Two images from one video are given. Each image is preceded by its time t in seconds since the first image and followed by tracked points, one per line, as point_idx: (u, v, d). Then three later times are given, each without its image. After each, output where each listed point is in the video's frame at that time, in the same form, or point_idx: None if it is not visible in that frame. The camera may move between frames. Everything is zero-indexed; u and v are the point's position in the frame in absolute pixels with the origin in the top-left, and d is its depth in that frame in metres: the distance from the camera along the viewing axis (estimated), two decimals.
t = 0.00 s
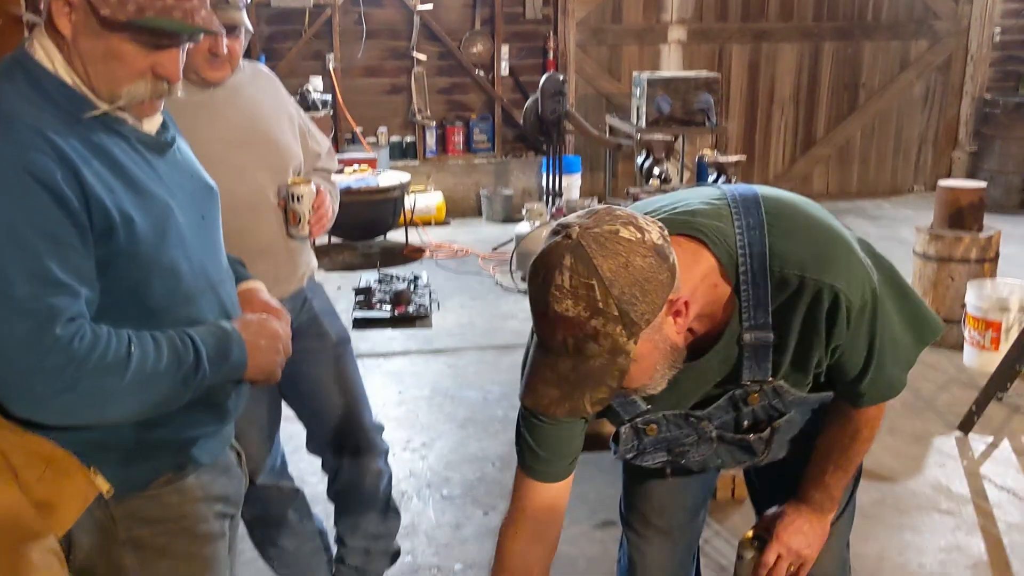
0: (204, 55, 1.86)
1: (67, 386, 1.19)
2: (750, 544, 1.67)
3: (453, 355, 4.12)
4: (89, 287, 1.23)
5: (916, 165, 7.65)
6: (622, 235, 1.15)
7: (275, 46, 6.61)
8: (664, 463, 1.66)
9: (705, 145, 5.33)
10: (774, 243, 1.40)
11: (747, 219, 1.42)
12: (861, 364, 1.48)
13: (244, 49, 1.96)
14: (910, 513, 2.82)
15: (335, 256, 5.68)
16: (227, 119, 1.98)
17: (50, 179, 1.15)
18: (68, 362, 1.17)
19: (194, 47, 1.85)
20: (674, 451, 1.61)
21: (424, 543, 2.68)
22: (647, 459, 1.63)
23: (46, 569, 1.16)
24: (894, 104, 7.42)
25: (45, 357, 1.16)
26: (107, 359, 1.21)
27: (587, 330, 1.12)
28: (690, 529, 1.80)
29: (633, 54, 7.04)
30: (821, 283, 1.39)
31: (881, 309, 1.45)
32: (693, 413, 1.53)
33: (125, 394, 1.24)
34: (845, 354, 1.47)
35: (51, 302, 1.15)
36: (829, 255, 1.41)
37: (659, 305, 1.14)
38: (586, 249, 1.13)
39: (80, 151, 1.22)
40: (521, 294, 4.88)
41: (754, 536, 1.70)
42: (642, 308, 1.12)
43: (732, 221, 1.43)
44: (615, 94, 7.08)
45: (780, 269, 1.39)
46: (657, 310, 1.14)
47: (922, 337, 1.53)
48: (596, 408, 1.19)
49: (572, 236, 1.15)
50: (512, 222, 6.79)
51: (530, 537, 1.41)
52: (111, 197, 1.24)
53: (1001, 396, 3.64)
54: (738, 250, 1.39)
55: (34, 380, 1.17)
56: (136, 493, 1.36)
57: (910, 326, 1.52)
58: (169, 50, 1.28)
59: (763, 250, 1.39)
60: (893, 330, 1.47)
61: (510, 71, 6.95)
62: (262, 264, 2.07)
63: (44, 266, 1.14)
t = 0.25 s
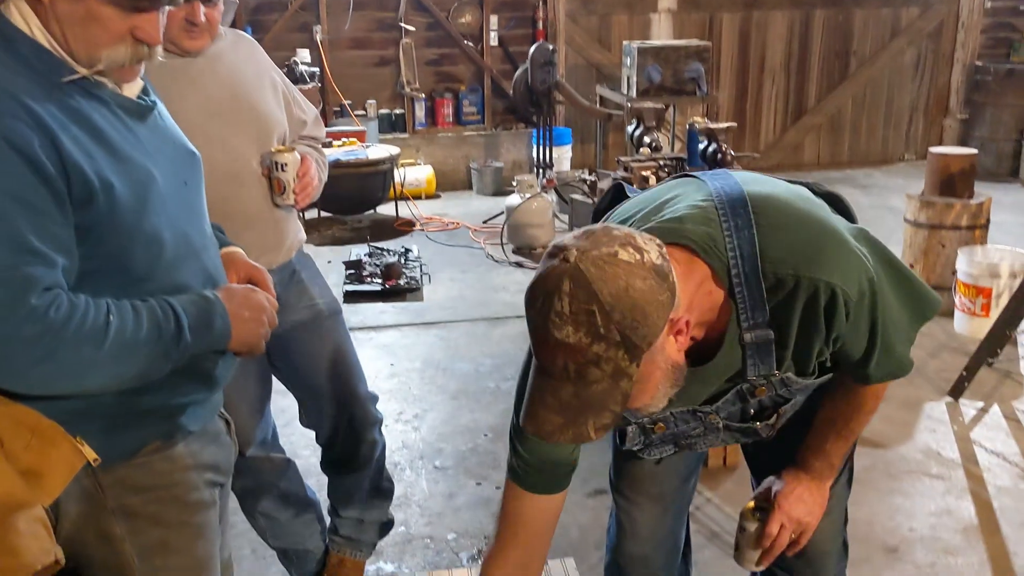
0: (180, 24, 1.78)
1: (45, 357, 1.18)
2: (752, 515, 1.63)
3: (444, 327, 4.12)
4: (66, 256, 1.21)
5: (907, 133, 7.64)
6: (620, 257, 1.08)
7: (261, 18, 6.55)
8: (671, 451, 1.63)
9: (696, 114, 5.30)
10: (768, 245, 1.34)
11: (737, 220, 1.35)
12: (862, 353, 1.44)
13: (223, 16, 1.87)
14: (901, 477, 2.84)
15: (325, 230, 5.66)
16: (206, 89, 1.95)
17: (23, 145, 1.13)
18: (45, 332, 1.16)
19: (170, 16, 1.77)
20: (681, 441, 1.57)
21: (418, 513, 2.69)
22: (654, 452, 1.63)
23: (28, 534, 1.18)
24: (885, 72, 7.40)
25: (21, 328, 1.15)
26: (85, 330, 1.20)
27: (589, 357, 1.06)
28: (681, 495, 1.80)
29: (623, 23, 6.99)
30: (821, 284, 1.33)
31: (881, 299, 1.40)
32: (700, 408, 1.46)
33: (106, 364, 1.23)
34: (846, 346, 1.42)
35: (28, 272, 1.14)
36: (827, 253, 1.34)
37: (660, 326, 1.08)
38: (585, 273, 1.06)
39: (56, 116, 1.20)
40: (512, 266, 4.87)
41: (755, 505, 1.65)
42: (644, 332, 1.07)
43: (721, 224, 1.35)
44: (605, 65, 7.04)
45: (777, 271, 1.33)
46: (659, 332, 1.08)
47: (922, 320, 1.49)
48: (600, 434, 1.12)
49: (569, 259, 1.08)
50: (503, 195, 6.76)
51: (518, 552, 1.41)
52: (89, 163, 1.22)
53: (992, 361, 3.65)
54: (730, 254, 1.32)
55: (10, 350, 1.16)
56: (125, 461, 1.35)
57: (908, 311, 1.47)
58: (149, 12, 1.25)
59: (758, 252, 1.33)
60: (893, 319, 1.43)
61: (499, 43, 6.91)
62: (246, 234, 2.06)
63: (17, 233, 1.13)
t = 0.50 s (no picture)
0: (167, 9, 1.80)
1: (31, 346, 1.17)
2: (754, 509, 1.62)
3: (439, 318, 4.11)
4: (52, 246, 1.20)
5: (903, 122, 7.64)
6: (627, 292, 1.07)
7: (255, 7, 6.52)
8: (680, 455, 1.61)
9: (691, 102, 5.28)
10: (771, 260, 1.32)
11: (737, 235, 1.34)
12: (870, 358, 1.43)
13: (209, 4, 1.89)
14: (896, 465, 2.83)
15: (320, 221, 5.64)
16: (195, 77, 1.93)
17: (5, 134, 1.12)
18: (31, 321, 1.16)
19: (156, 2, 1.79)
20: (691, 447, 1.55)
21: (413, 503, 2.68)
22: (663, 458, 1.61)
23: (12, 524, 1.15)
24: (881, 60, 7.38)
25: (7, 318, 1.14)
26: (72, 320, 1.19)
27: (599, 394, 1.07)
28: (678, 484, 1.78)
29: (618, 11, 6.96)
30: (827, 298, 1.31)
31: (887, 304, 1.39)
32: (712, 416, 1.41)
33: (94, 354, 1.22)
34: (854, 353, 1.41)
35: (12, 261, 1.13)
36: (830, 264, 1.32)
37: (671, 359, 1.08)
38: (592, 311, 1.06)
39: (39, 104, 1.19)
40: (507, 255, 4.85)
41: (757, 497, 1.67)
42: (652, 366, 1.07)
43: (720, 241, 1.34)
44: (601, 54, 7.02)
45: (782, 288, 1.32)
46: (668, 364, 1.08)
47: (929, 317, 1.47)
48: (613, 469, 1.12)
49: (575, 296, 1.08)
50: (499, 185, 6.75)
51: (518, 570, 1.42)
52: (73, 151, 1.20)
53: (988, 349, 3.64)
54: (731, 272, 1.32)
55: None
56: (114, 450, 1.34)
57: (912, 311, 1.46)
58: None
59: (760, 268, 1.32)
60: (900, 323, 1.41)
61: (494, 31, 6.88)
62: (235, 223, 2.05)
63: None
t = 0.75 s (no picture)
0: (161, 7, 1.80)
1: (25, 343, 1.17)
2: (757, 508, 1.62)
3: (438, 315, 4.10)
4: (46, 243, 1.20)
5: (902, 118, 7.64)
6: (634, 279, 1.06)
7: (252, 5, 6.51)
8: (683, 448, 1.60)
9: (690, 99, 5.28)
10: (782, 255, 1.31)
11: (749, 228, 1.33)
12: (877, 359, 1.42)
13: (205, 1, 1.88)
14: (895, 462, 2.83)
15: (318, 218, 5.63)
16: (191, 74, 1.93)
17: None
18: (24, 319, 1.15)
19: None
20: (693, 441, 1.55)
21: (412, 501, 2.68)
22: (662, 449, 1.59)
23: (7, 522, 1.14)
24: (879, 56, 7.38)
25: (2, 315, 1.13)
26: (67, 317, 1.19)
27: (601, 380, 1.06)
28: (681, 481, 1.77)
29: (617, 8, 6.95)
30: (836, 297, 1.30)
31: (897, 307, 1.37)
32: (716, 408, 1.43)
33: (89, 352, 1.22)
34: (860, 354, 1.40)
35: (5, 258, 1.13)
36: (842, 262, 1.31)
37: (674, 347, 1.07)
38: (599, 297, 1.05)
39: (30, 101, 1.18)
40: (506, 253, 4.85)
41: (760, 497, 1.66)
42: (655, 354, 1.06)
43: (733, 232, 1.33)
44: (600, 50, 7.02)
45: (792, 284, 1.31)
46: (671, 354, 1.07)
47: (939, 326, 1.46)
48: (611, 455, 1.11)
49: (583, 280, 1.07)
50: (497, 182, 6.74)
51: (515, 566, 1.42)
52: (65, 148, 1.20)
53: (987, 345, 3.64)
54: (741, 264, 1.31)
55: None
56: (111, 448, 1.33)
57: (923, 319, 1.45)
58: None
59: (771, 263, 1.31)
60: (910, 327, 1.40)
61: (492, 28, 6.87)
62: (233, 221, 2.04)
63: None
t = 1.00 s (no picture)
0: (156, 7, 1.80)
1: (20, 346, 1.16)
2: (751, 508, 1.61)
3: (437, 313, 4.09)
4: (41, 245, 1.19)
5: (901, 115, 7.65)
6: (616, 262, 1.06)
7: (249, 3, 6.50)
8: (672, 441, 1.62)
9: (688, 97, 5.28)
10: (776, 250, 1.30)
11: (745, 221, 1.32)
12: (869, 360, 1.41)
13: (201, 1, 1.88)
14: (894, 460, 2.83)
15: (317, 217, 5.63)
16: (186, 74, 1.92)
17: None
18: (20, 321, 1.15)
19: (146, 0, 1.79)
20: (682, 433, 1.56)
21: (410, 500, 2.67)
22: (654, 441, 1.62)
23: (3, 525, 1.14)
24: (878, 54, 7.37)
25: None
26: (62, 319, 1.19)
27: (575, 360, 1.06)
28: (682, 477, 1.77)
29: (615, 6, 6.95)
30: (825, 296, 1.29)
31: (891, 310, 1.36)
32: (705, 404, 1.45)
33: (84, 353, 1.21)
34: (852, 355, 1.39)
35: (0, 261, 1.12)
36: (836, 260, 1.30)
37: (652, 334, 1.06)
38: (579, 276, 1.04)
39: (24, 102, 1.18)
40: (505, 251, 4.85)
41: (756, 498, 1.64)
42: (633, 339, 1.05)
43: (728, 225, 1.32)
44: (598, 48, 7.01)
45: (783, 281, 1.29)
46: (650, 338, 1.06)
47: (938, 334, 1.44)
48: (579, 434, 1.12)
49: (564, 259, 1.06)
50: (496, 180, 6.74)
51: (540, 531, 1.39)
52: (60, 149, 1.19)
53: (985, 344, 3.64)
54: (733, 256, 1.30)
55: None
56: (107, 449, 1.33)
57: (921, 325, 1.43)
58: None
59: (764, 258, 1.30)
60: (905, 331, 1.38)
61: (490, 26, 6.86)
62: (230, 221, 2.03)
63: None
